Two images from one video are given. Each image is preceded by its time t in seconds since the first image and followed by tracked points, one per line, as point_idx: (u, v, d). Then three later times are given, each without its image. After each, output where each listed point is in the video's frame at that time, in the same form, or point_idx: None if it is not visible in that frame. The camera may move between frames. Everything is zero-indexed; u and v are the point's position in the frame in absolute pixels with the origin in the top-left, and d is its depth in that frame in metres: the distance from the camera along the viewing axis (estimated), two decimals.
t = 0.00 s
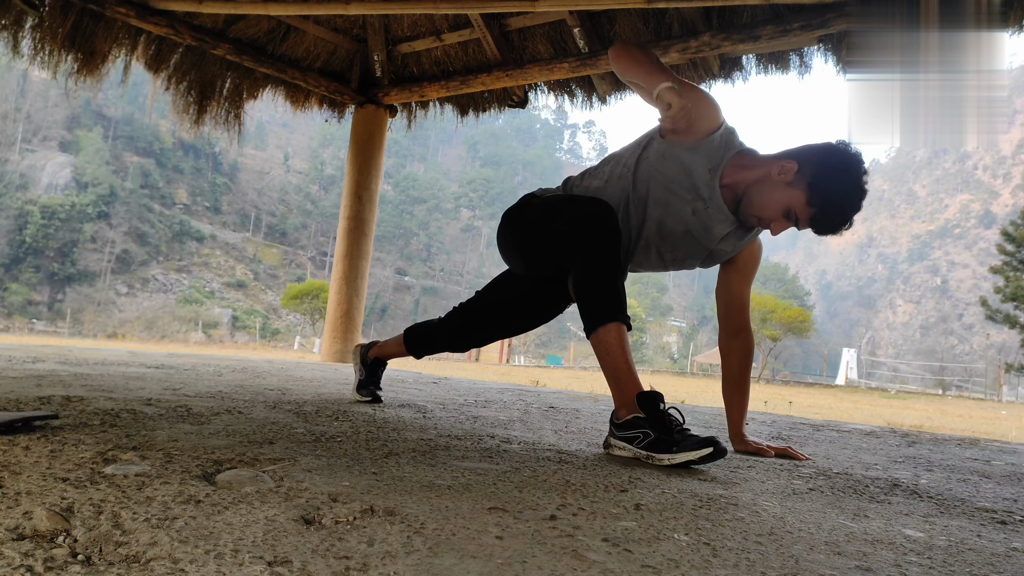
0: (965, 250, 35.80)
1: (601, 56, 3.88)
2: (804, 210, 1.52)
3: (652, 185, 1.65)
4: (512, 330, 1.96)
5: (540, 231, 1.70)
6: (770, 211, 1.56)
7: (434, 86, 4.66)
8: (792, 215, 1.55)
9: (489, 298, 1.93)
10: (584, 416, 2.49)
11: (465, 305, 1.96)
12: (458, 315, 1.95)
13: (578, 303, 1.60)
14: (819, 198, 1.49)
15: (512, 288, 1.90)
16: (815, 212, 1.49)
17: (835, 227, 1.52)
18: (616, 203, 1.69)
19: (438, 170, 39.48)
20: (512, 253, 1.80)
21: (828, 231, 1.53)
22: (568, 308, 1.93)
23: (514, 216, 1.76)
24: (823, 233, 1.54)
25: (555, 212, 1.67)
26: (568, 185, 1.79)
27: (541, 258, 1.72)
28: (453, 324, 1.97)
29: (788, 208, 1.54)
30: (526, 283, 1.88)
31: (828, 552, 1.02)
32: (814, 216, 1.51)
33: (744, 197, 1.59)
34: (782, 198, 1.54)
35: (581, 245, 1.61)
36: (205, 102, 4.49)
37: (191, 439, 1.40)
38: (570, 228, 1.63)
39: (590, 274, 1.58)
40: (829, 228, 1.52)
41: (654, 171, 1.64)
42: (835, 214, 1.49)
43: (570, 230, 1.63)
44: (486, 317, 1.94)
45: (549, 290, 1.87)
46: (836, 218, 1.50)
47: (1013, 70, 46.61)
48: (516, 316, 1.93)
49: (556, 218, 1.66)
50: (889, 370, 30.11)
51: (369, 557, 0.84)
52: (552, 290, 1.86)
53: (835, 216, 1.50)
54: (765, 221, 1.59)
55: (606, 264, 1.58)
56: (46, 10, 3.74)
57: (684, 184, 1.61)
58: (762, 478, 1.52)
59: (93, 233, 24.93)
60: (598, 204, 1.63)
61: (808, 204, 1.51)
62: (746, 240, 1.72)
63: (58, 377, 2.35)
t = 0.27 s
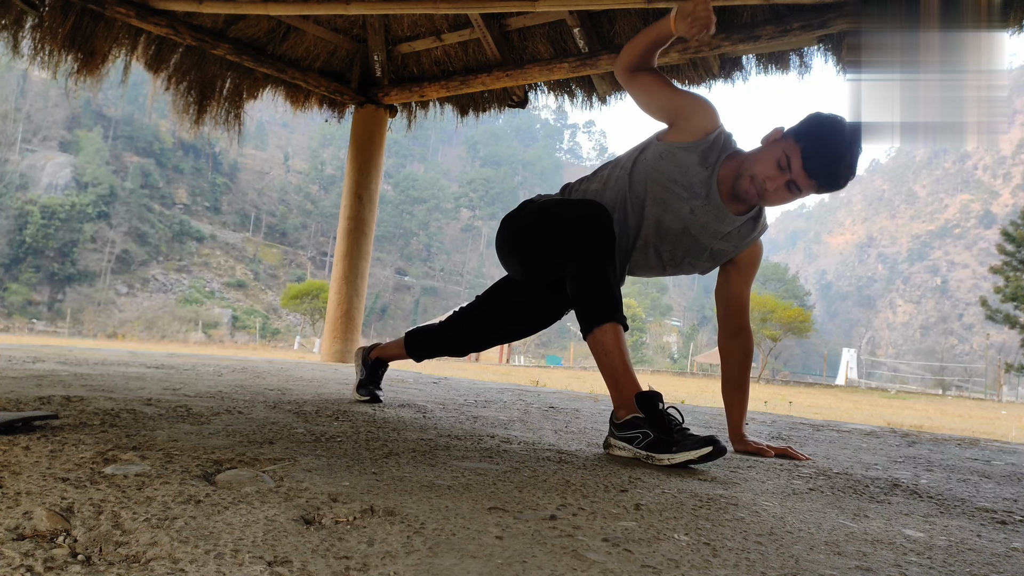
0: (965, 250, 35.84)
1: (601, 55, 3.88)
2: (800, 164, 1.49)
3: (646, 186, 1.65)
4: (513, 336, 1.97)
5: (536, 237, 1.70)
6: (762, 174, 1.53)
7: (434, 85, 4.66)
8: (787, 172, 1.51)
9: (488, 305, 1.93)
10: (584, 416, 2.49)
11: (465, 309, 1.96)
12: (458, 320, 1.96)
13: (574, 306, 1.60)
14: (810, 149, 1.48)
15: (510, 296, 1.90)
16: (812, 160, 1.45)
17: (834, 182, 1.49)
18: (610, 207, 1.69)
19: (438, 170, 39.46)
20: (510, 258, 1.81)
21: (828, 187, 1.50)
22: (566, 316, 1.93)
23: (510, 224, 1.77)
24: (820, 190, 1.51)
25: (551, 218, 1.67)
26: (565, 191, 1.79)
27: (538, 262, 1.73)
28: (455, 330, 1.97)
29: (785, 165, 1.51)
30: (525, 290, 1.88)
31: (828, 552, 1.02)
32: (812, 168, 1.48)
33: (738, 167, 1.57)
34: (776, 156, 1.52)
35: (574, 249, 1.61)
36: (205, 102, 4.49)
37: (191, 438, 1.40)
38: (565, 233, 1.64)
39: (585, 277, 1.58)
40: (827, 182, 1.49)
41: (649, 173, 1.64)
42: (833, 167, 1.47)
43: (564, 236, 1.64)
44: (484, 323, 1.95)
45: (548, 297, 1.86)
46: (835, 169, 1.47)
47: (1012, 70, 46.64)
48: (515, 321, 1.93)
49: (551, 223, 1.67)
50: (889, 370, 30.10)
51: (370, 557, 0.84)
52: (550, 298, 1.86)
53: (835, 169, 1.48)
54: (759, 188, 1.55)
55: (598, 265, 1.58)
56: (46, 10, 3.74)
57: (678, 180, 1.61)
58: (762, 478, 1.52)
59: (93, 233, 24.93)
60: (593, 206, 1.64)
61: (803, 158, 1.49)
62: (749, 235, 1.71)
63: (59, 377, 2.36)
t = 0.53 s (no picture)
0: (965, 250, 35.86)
1: (601, 55, 3.88)
2: (790, 129, 1.51)
3: (648, 186, 1.64)
4: (513, 337, 1.96)
5: (536, 238, 1.70)
6: (755, 140, 1.54)
7: (434, 85, 4.66)
8: (778, 137, 1.53)
9: (488, 306, 1.93)
10: (584, 416, 2.49)
11: (465, 310, 1.96)
12: (458, 322, 1.95)
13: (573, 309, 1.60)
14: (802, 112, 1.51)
15: (511, 298, 1.90)
16: (804, 119, 1.48)
17: (824, 150, 1.51)
18: (609, 209, 1.68)
19: (438, 170, 39.48)
20: (510, 259, 1.80)
21: (818, 155, 1.52)
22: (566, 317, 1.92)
23: (510, 226, 1.77)
24: (812, 157, 1.52)
25: (550, 219, 1.67)
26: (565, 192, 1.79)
27: (537, 264, 1.73)
28: (455, 332, 1.97)
29: (775, 130, 1.52)
30: (525, 292, 1.88)
31: (829, 552, 1.02)
32: (804, 131, 1.50)
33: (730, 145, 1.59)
34: (765, 124, 1.55)
35: (573, 249, 1.61)
36: (205, 102, 4.49)
37: (191, 439, 1.40)
38: (565, 234, 1.63)
39: (583, 278, 1.58)
40: (817, 148, 1.51)
41: (650, 174, 1.64)
42: (826, 130, 1.49)
43: (562, 238, 1.64)
44: (485, 324, 1.94)
45: (548, 299, 1.86)
46: (826, 132, 1.50)
47: (1012, 70, 46.68)
48: (516, 323, 1.92)
49: (551, 223, 1.66)
50: (889, 370, 30.09)
51: (369, 558, 0.84)
52: (551, 301, 1.86)
53: (825, 137, 1.51)
54: (750, 158, 1.54)
55: (597, 267, 1.58)
56: (46, 11, 3.75)
57: (679, 180, 1.60)
58: (763, 478, 1.52)
59: (92, 233, 24.93)
60: (592, 207, 1.63)
61: (792, 121, 1.51)
62: (750, 236, 1.72)
63: (59, 377, 2.35)
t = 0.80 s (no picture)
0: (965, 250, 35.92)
1: (600, 56, 3.88)
2: (783, 115, 1.52)
3: (650, 186, 1.64)
4: (514, 338, 1.96)
5: (536, 239, 1.71)
6: (748, 130, 1.55)
7: (434, 85, 4.66)
8: (772, 125, 1.53)
9: (488, 306, 1.93)
10: (584, 416, 2.49)
11: (466, 311, 1.96)
12: (458, 321, 1.95)
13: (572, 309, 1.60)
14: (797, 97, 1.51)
15: (511, 298, 1.89)
16: (794, 104, 1.48)
17: (817, 137, 1.51)
18: (610, 210, 1.68)
19: (438, 171, 39.49)
20: (509, 259, 1.81)
21: (813, 142, 1.50)
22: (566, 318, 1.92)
23: (509, 226, 1.77)
24: (806, 144, 1.51)
25: (550, 218, 1.67)
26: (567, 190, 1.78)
27: (537, 263, 1.74)
28: (455, 332, 1.97)
29: (765, 119, 1.53)
30: (525, 292, 1.87)
31: (829, 552, 1.02)
32: (796, 118, 1.50)
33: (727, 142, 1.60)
34: (755, 117, 1.56)
35: (571, 249, 1.61)
36: (205, 102, 4.49)
37: (191, 439, 1.40)
38: (565, 233, 1.63)
39: (581, 278, 1.58)
40: (813, 134, 1.50)
41: (652, 175, 1.64)
42: (820, 113, 1.49)
43: (561, 238, 1.64)
44: (485, 325, 1.94)
45: (548, 299, 1.86)
46: (819, 117, 1.49)
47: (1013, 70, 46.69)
48: (517, 324, 1.92)
49: (551, 222, 1.66)
50: (888, 370, 30.09)
51: (369, 558, 0.84)
52: (551, 302, 1.86)
53: (820, 122, 1.50)
54: (743, 148, 1.55)
55: (595, 265, 1.58)
56: (46, 10, 3.75)
57: (680, 180, 1.61)
58: (763, 478, 1.52)
59: (93, 233, 24.94)
60: (592, 206, 1.63)
61: (785, 108, 1.52)
62: (751, 238, 1.71)
63: (58, 376, 2.36)
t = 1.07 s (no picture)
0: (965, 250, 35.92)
1: (600, 56, 3.88)
2: (772, 107, 1.53)
3: (647, 190, 1.65)
4: (513, 340, 1.96)
5: (534, 241, 1.71)
6: (739, 126, 1.55)
7: (434, 85, 4.66)
8: (763, 119, 1.54)
9: (487, 310, 1.93)
10: (584, 416, 2.49)
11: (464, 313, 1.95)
12: (457, 324, 1.95)
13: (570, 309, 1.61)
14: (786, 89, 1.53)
15: (509, 301, 1.89)
16: (784, 94, 1.49)
17: (810, 125, 1.52)
18: (609, 212, 1.68)
19: (438, 171, 39.50)
20: (508, 262, 1.81)
21: (806, 130, 1.51)
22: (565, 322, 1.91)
23: (507, 229, 1.77)
24: (800, 133, 1.51)
25: (548, 220, 1.67)
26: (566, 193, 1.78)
27: (535, 265, 1.74)
28: (454, 334, 1.97)
29: (755, 113, 1.54)
30: (525, 295, 1.87)
31: (829, 552, 1.02)
32: (785, 108, 1.51)
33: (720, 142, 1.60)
34: (744, 114, 1.57)
35: (569, 250, 1.61)
36: (205, 102, 4.49)
37: (191, 439, 1.40)
38: (563, 235, 1.63)
39: (579, 280, 1.58)
40: (805, 123, 1.51)
41: (649, 177, 1.64)
42: (808, 102, 1.51)
43: (558, 240, 1.64)
44: (484, 328, 1.94)
45: (546, 301, 1.85)
46: (808, 106, 1.51)
47: (1013, 70, 46.65)
48: (516, 326, 1.91)
49: (549, 224, 1.66)
50: (889, 370, 30.08)
51: (369, 557, 0.84)
52: (549, 305, 1.86)
53: (810, 109, 1.52)
54: (737, 144, 1.55)
55: (593, 267, 1.58)
56: (46, 10, 3.74)
57: (678, 182, 1.61)
58: (763, 478, 1.52)
59: (92, 233, 24.94)
60: (590, 208, 1.64)
61: (773, 98, 1.53)
62: (753, 239, 1.70)
63: (58, 377, 2.36)
